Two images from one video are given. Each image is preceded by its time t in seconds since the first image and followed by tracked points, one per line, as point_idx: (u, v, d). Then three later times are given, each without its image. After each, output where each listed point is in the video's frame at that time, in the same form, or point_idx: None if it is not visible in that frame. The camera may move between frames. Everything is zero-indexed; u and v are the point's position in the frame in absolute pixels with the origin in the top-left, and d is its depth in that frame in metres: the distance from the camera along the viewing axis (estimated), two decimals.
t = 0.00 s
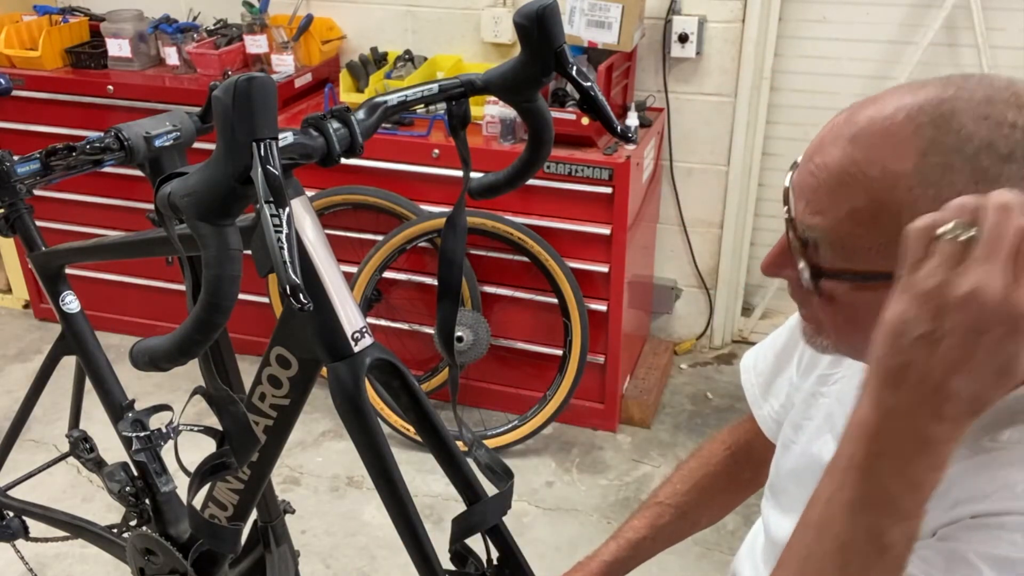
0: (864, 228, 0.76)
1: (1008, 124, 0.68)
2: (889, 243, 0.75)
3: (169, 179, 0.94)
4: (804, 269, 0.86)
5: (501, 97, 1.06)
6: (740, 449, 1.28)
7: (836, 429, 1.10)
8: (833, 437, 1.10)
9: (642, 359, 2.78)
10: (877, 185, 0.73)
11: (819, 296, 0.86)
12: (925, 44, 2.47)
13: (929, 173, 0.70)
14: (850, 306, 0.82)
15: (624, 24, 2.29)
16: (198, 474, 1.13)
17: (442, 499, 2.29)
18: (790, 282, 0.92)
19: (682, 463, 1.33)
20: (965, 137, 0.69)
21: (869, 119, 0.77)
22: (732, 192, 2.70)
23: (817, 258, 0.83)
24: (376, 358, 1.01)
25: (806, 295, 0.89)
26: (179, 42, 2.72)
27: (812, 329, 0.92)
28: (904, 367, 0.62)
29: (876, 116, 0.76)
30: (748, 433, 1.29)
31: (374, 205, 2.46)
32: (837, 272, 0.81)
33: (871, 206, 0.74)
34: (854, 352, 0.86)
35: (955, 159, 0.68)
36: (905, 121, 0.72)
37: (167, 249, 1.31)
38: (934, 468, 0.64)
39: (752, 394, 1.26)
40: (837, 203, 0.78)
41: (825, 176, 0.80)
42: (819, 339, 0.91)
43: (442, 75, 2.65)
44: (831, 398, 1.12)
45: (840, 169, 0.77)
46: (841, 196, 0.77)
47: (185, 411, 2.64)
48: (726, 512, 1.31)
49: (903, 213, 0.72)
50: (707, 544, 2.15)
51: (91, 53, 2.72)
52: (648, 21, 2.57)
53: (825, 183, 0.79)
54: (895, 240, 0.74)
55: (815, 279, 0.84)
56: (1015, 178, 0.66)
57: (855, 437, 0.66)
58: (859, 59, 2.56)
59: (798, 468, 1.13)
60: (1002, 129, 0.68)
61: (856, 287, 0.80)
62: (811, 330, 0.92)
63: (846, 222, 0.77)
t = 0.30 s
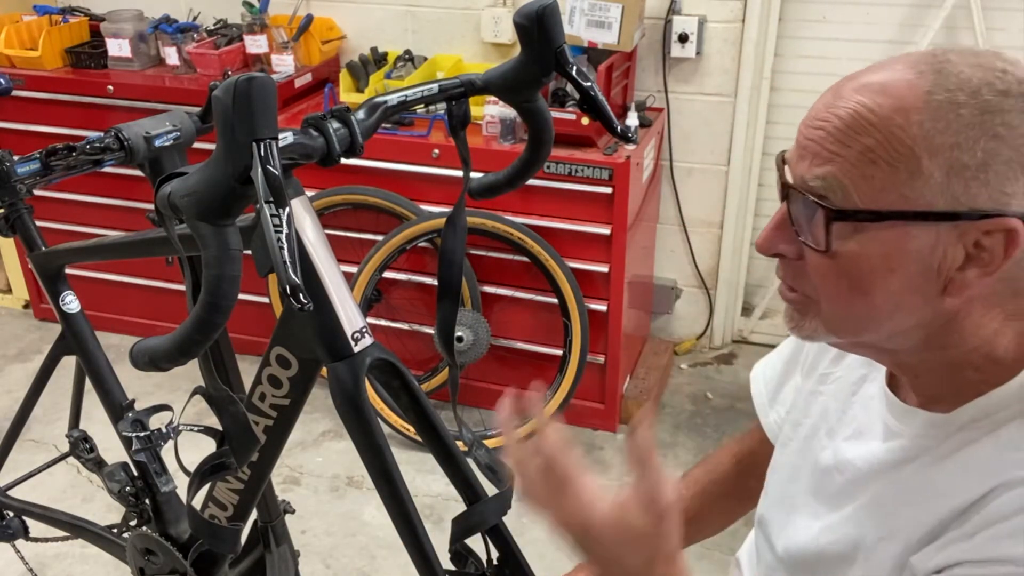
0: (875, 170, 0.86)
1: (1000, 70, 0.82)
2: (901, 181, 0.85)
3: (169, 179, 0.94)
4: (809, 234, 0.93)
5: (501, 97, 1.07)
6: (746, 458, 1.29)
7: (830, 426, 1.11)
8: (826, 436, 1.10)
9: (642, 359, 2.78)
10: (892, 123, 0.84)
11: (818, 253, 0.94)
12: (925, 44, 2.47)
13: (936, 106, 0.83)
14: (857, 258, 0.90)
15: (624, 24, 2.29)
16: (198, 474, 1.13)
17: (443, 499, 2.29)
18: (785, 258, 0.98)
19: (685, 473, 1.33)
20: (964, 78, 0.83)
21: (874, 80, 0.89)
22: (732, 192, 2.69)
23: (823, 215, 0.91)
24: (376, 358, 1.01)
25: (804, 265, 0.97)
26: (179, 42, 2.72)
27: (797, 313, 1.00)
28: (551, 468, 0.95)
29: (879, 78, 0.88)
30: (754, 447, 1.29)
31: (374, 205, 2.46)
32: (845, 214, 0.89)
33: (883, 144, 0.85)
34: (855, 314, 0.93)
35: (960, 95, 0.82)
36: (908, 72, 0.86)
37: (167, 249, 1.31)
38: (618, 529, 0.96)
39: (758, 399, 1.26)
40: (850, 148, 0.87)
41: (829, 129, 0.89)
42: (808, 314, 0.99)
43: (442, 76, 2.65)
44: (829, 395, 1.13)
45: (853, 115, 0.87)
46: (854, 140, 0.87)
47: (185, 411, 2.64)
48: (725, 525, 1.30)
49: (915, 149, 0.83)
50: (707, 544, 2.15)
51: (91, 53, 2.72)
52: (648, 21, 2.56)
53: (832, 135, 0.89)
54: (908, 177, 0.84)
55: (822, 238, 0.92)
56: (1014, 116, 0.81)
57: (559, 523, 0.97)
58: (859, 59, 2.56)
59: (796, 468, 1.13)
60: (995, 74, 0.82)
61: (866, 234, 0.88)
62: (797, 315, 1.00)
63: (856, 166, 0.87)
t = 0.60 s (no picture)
0: (862, 132, 0.87)
1: (1002, 54, 0.83)
2: (886, 146, 0.86)
3: (168, 179, 0.94)
4: (794, 188, 0.94)
5: (501, 98, 1.07)
6: (731, 460, 1.28)
7: (806, 413, 1.11)
8: (803, 423, 1.10)
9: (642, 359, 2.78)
10: (887, 88, 0.85)
11: (800, 207, 0.94)
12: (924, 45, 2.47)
13: (934, 77, 0.83)
14: (835, 218, 0.91)
15: (624, 24, 2.29)
16: (198, 475, 1.14)
17: (442, 499, 2.29)
18: (770, 210, 1.00)
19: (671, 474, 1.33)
20: (967, 56, 0.83)
21: (882, 46, 0.88)
22: (733, 192, 2.70)
23: (809, 170, 0.92)
24: (376, 358, 1.01)
25: (786, 219, 0.98)
26: (179, 42, 2.72)
27: (775, 266, 1.01)
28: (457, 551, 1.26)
29: (888, 44, 0.88)
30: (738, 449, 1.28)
31: (374, 205, 2.46)
32: (829, 170, 0.90)
33: (875, 107, 0.86)
34: (827, 275, 0.94)
35: (959, 70, 0.82)
36: (915, 42, 0.86)
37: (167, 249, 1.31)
38: None
39: (745, 400, 1.24)
40: (843, 109, 0.88)
41: (830, 87, 0.90)
42: (785, 269, 1.00)
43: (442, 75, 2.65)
44: (809, 385, 1.13)
45: (853, 78, 0.88)
46: (849, 100, 0.88)
47: (185, 411, 2.64)
48: (708, 529, 1.30)
49: (905, 117, 0.84)
50: (707, 544, 2.15)
51: (91, 53, 2.72)
52: (648, 21, 2.57)
53: (831, 94, 0.90)
54: (893, 142, 0.85)
55: (804, 192, 0.93)
56: (1005, 97, 0.81)
57: None
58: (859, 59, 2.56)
59: (775, 456, 1.13)
60: (997, 56, 0.83)
61: (845, 193, 0.89)
62: (774, 268, 1.02)
63: (846, 126, 0.88)
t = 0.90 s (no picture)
0: (818, 133, 0.87)
1: (958, 55, 0.83)
2: (842, 147, 0.86)
3: (168, 179, 0.94)
4: (753, 187, 0.94)
5: (501, 97, 1.07)
6: (714, 467, 1.28)
7: (777, 414, 1.11)
8: (775, 424, 1.11)
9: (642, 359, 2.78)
10: (842, 90, 0.85)
11: (758, 206, 0.94)
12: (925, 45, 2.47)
13: (890, 79, 0.83)
14: (792, 216, 0.92)
15: (624, 24, 2.29)
16: (199, 475, 1.13)
17: (442, 499, 2.29)
18: (730, 208, 1.00)
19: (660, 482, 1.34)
20: (922, 57, 0.83)
21: (838, 47, 0.88)
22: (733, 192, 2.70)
23: (764, 170, 0.92)
24: (376, 358, 1.01)
25: (745, 217, 0.98)
26: (179, 42, 2.72)
27: (736, 261, 1.01)
28: None
29: (843, 45, 0.88)
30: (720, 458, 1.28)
31: (374, 205, 2.46)
32: (785, 170, 0.90)
33: (830, 109, 0.86)
34: (785, 273, 0.95)
35: (914, 71, 0.82)
36: (871, 43, 0.86)
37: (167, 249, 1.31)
38: None
39: (722, 406, 1.24)
40: (799, 111, 0.89)
41: (787, 88, 0.90)
42: (745, 265, 1.00)
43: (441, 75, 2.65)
44: (779, 385, 1.14)
45: (810, 79, 0.88)
46: (805, 102, 0.88)
47: (185, 411, 2.64)
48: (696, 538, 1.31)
49: (859, 119, 0.85)
50: (707, 544, 2.15)
51: (91, 53, 2.72)
52: (648, 21, 2.57)
53: (787, 94, 0.90)
54: (849, 144, 0.86)
55: (761, 191, 0.93)
56: (959, 99, 0.81)
57: None
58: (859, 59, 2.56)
59: (751, 457, 1.13)
60: (952, 58, 0.83)
61: (804, 193, 0.90)
62: (736, 265, 1.02)
63: (801, 128, 0.88)
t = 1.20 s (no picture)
0: (806, 139, 0.87)
1: (944, 57, 0.83)
2: (831, 153, 0.86)
3: (168, 179, 0.94)
4: (745, 193, 0.94)
5: (501, 97, 1.06)
6: (715, 468, 1.28)
7: (774, 415, 1.12)
8: (771, 425, 1.11)
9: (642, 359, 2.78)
10: (829, 95, 0.85)
11: (750, 213, 0.94)
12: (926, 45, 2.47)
13: (877, 83, 0.83)
14: (784, 222, 0.91)
15: (624, 24, 2.29)
16: (198, 474, 1.13)
17: (442, 499, 2.29)
18: (722, 215, 1.00)
19: (662, 484, 1.35)
20: (908, 60, 0.83)
21: (823, 51, 0.88)
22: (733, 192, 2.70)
23: (755, 178, 0.92)
24: (376, 358, 1.01)
25: (737, 222, 0.98)
26: (179, 42, 2.72)
27: (731, 267, 1.01)
28: None
29: (830, 49, 0.88)
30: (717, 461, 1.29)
31: (374, 205, 2.46)
32: (775, 177, 0.90)
33: (818, 115, 0.86)
34: (778, 279, 0.95)
35: (901, 75, 0.82)
36: (857, 47, 0.86)
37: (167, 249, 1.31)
38: None
39: (723, 409, 1.24)
40: (786, 117, 0.89)
41: (774, 94, 0.90)
42: (740, 271, 1.00)
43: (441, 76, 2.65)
44: (776, 386, 1.14)
45: (797, 84, 0.88)
46: (792, 108, 0.88)
47: (185, 411, 2.64)
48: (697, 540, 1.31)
49: (848, 125, 0.85)
50: (707, 544, 2.15)
51: (91, 53, 2.72)
52: (648, 21, 2.57)
53: (775, 100, 0.90)
54: (838, 149, 0.86)
55: (752, 199, 0.93)
56: (947, 102, 0.82)
57: None
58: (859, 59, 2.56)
59: (748, 459, 1.13)
60: (938, 60, 0.83)
61: (794, 199, 0.90)
62: (731, 270, 1.02)
63: (790, 134, 0.88)
